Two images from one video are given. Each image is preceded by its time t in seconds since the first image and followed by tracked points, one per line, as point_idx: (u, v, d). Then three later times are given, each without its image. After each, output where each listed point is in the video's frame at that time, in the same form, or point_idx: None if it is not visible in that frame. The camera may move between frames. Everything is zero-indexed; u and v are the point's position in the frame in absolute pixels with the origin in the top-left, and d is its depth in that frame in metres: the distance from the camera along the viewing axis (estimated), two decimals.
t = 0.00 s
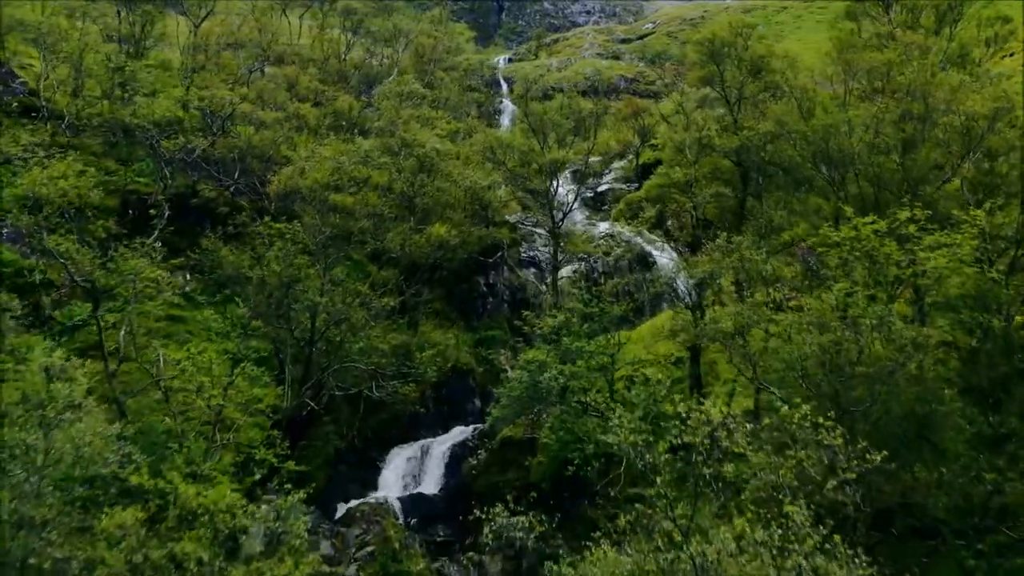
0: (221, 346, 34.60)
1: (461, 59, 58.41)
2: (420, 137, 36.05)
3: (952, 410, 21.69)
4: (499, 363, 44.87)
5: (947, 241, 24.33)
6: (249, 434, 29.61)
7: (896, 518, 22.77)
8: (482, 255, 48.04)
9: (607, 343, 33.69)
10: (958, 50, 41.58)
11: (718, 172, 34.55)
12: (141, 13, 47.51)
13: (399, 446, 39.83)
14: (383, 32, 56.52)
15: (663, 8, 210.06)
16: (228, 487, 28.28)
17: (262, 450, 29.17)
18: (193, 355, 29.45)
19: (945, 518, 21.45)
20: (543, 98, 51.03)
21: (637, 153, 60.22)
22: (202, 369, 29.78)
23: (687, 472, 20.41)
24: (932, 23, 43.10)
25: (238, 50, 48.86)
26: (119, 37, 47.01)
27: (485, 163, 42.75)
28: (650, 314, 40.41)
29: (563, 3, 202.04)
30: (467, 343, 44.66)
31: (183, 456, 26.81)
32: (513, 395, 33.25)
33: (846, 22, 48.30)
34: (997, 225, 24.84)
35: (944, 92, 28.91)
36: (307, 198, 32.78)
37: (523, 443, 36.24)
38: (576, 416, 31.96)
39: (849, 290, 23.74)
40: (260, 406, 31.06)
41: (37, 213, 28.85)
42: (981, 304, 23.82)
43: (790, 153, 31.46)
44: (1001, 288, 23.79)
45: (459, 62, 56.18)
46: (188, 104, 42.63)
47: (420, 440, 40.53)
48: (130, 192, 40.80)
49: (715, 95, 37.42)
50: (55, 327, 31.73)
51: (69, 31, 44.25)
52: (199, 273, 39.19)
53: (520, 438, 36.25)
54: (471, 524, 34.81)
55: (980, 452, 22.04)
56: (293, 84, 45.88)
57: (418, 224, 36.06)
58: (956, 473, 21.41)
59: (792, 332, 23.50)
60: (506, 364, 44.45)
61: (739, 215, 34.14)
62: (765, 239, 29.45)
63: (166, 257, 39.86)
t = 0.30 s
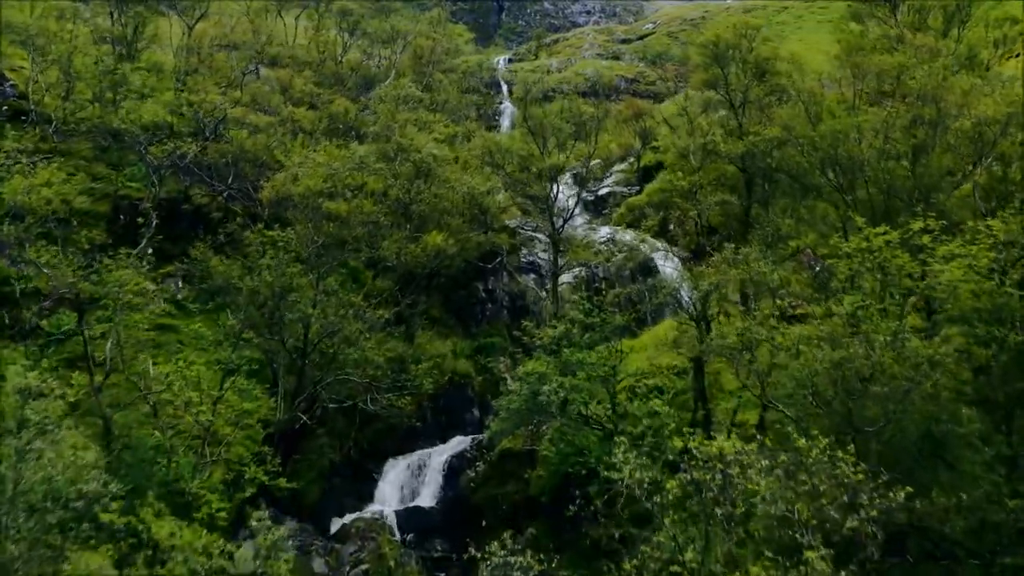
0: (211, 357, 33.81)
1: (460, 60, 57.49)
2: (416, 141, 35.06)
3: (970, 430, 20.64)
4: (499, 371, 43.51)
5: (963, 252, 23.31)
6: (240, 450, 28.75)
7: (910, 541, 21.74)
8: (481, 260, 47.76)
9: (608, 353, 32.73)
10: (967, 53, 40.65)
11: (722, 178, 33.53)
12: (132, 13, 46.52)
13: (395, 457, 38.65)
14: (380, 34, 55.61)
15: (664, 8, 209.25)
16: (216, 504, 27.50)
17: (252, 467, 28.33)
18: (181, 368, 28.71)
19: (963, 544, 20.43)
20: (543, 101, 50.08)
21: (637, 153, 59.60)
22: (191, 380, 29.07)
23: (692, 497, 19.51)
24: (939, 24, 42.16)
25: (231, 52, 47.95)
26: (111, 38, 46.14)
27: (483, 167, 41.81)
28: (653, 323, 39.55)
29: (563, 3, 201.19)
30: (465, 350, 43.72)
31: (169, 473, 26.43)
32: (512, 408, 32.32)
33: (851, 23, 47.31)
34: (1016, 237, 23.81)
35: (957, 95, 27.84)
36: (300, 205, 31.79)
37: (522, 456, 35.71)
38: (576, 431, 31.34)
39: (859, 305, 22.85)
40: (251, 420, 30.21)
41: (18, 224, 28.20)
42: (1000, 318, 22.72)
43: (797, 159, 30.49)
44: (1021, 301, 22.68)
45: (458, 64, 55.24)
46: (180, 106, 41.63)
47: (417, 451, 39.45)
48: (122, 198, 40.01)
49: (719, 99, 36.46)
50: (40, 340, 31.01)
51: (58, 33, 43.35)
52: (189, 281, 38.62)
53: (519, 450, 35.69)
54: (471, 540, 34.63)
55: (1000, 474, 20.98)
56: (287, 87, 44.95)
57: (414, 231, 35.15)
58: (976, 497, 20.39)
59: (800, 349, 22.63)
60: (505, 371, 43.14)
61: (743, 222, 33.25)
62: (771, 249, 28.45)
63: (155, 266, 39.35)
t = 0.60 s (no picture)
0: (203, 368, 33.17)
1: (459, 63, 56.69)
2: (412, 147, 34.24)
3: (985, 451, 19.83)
4: (498, 380, 43.22)
5: (976, 264, 22.52)
6: (231, 466, 28.04)
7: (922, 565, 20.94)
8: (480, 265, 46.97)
9: (609, 365, 32.02)
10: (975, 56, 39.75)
11: (726, 185, 32.77)
12: (124, 15, 45.69)
13: (393, 467, 38.21)
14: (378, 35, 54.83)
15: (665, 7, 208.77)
16: (207, 522, 26.82)
17: (244, 483, 27.65)
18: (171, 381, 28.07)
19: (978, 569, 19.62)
20: (543, 104, 49.32)
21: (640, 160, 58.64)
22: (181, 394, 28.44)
23: (694, 522, 18.78)
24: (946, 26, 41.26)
25: (226, 54, 47.19)
26: (103, 40, 45.31)
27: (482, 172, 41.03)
28: (653, 331, 38.83)
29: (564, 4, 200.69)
30: (463, 358, 42.92)
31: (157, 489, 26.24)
32: (510, 422, 31.58)
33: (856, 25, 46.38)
34: None
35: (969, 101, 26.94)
36: (293, 213, 31.00)
37: (521, 468, 34.88)
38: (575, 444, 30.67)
39: (869, 320, 22.07)
40: (243, 434, 29.52)
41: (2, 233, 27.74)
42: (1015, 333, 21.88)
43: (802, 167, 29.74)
44: None
45: (457, 67, 54.48)
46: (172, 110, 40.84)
47: (415, 461, 38.83)
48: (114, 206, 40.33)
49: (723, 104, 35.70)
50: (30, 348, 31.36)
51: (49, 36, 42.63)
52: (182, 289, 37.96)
53: (518, 462, 34.93)
54: (471, 554, 33.63)
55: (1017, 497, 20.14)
56: (282, 90, 44.16)
57: (410, 239, 34.33)
58: (992, 521, 19.57)
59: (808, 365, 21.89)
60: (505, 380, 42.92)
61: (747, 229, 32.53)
62: (776, 259, 27.72)
63: (147, 274, 38.86)
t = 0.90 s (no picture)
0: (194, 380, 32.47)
1: (457, 66, 55.78)
2: (408, 155, 33.42)
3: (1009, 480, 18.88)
4: (498, 389, 42.44)
5: (996, 280, 21.55)
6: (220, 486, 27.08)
7: None
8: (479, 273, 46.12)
9: (611, 379, 31.15)
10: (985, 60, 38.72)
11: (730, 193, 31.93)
12: (116, 18, 44.82)
13: (390, 480, 37.42)
14: (375, 38, 53.92)
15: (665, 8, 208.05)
16: (196, 543, 26.03)
17: (235, 504, 26.86)
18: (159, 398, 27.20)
19: None
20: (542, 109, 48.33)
21: (641, 163, 58.17)
22: (170, 412, 27.69)
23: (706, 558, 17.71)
24: (955, 29, 40.24)
25: (220, 58, 46.28)
26: (94, 43, 44.46)
27: (480, 180, 40.11)
28: (655, 341, 37.96)
29: (564, 5, 200.09)
30: (461, 368, 42.00)
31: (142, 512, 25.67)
32: (510, 438, 30.64)
33: (861, 28, 45.35)
34: None
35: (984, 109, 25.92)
36: (284, 223, 30.07)
37: (522, 482, 34.13)
38: (578, 461, 29.77)
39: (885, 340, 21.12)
40: (234, 452, 28.73)
41: None
42: None
43: (811, 177, 28.79)
44: None
45: (455, 70, 53.59)
46: (164, 116, 40.01)
47: (412, 473, 38.09)
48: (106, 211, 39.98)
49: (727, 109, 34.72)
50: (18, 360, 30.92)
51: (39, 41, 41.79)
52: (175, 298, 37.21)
53: (518, 476, 34.11)
54: (469, 570, 32.98)
55: None
56: (276, 95, 43.31)
57: (406, 249, 33.50)
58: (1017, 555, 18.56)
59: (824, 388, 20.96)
60: (505, 388, 42.23)
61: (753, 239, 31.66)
62: (784, 272, 26.87)
63: (139, 283, 38.26)
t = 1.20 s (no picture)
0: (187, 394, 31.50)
1: (456, 69, 55.05)
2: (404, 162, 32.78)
3: None
4: (497, 398, 41.90)
5: (1011, 296, 20.85)
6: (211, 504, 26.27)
7: None
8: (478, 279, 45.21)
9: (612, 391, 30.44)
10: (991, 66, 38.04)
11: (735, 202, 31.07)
12: (109, 21, 44.09)
13: (388, 493, 36.75)
14: (373, 41, 53.23)
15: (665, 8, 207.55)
16: (185, 564, 25.27)
17: (225, 522, 26.02)
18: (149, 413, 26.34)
19: None
20: (541, 114, 47.62)
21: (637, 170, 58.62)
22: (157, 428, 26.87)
23: None
24: (961, 33, 39.56)
25: (215, 61, 45.56)
26: (86, 47, 43.70)
27: (479, 186, 39.40)
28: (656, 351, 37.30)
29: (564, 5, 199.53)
30: (460, 376, 41.11)
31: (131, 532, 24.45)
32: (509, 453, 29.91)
33: (864, 32, 44.65)
34: None
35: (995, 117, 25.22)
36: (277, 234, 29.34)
37: (520, 496, 33.10)
38: (582, 477, 28.78)
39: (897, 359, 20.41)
40: (225, 468, 27.92)
41: None
42: None
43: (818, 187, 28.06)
44: None
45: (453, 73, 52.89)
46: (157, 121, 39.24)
47: (410, 485, 37.44)
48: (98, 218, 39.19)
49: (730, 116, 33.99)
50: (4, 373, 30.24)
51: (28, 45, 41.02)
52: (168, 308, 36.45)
53: (517, 489, 33.12)
54: None
55: None
56: (271, 99, 42.62)
57: (403, 257, 32.82)
58: None
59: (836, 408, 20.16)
60: (505, 397, 41.78)
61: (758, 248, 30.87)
62: (790, 283, 26.10)
63: (130, 292, 37.54)
